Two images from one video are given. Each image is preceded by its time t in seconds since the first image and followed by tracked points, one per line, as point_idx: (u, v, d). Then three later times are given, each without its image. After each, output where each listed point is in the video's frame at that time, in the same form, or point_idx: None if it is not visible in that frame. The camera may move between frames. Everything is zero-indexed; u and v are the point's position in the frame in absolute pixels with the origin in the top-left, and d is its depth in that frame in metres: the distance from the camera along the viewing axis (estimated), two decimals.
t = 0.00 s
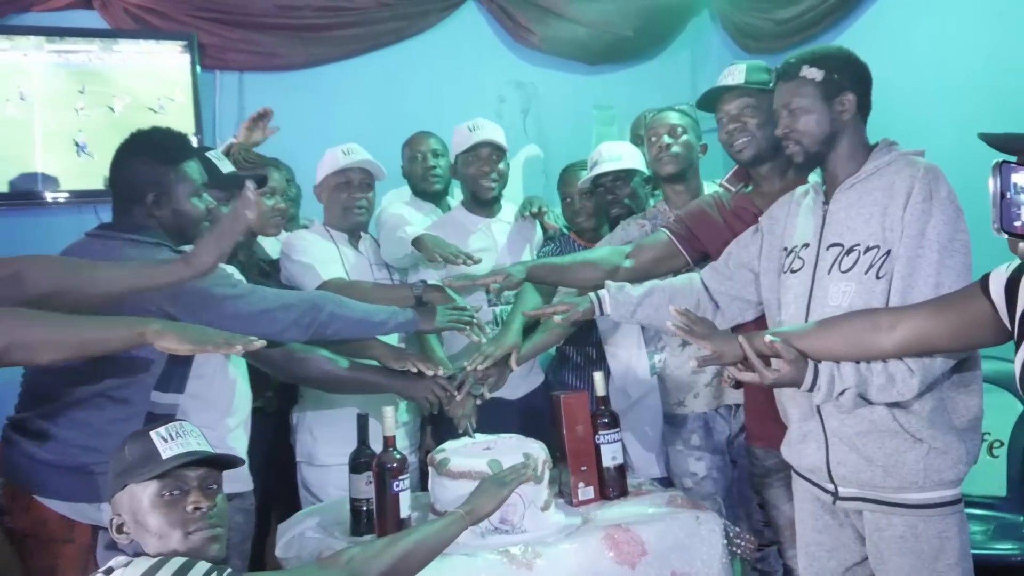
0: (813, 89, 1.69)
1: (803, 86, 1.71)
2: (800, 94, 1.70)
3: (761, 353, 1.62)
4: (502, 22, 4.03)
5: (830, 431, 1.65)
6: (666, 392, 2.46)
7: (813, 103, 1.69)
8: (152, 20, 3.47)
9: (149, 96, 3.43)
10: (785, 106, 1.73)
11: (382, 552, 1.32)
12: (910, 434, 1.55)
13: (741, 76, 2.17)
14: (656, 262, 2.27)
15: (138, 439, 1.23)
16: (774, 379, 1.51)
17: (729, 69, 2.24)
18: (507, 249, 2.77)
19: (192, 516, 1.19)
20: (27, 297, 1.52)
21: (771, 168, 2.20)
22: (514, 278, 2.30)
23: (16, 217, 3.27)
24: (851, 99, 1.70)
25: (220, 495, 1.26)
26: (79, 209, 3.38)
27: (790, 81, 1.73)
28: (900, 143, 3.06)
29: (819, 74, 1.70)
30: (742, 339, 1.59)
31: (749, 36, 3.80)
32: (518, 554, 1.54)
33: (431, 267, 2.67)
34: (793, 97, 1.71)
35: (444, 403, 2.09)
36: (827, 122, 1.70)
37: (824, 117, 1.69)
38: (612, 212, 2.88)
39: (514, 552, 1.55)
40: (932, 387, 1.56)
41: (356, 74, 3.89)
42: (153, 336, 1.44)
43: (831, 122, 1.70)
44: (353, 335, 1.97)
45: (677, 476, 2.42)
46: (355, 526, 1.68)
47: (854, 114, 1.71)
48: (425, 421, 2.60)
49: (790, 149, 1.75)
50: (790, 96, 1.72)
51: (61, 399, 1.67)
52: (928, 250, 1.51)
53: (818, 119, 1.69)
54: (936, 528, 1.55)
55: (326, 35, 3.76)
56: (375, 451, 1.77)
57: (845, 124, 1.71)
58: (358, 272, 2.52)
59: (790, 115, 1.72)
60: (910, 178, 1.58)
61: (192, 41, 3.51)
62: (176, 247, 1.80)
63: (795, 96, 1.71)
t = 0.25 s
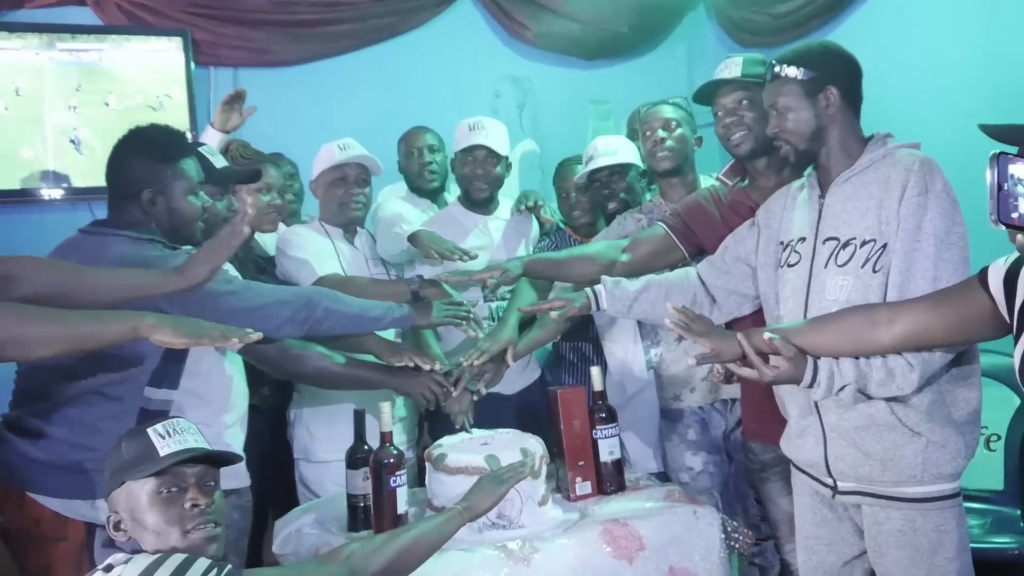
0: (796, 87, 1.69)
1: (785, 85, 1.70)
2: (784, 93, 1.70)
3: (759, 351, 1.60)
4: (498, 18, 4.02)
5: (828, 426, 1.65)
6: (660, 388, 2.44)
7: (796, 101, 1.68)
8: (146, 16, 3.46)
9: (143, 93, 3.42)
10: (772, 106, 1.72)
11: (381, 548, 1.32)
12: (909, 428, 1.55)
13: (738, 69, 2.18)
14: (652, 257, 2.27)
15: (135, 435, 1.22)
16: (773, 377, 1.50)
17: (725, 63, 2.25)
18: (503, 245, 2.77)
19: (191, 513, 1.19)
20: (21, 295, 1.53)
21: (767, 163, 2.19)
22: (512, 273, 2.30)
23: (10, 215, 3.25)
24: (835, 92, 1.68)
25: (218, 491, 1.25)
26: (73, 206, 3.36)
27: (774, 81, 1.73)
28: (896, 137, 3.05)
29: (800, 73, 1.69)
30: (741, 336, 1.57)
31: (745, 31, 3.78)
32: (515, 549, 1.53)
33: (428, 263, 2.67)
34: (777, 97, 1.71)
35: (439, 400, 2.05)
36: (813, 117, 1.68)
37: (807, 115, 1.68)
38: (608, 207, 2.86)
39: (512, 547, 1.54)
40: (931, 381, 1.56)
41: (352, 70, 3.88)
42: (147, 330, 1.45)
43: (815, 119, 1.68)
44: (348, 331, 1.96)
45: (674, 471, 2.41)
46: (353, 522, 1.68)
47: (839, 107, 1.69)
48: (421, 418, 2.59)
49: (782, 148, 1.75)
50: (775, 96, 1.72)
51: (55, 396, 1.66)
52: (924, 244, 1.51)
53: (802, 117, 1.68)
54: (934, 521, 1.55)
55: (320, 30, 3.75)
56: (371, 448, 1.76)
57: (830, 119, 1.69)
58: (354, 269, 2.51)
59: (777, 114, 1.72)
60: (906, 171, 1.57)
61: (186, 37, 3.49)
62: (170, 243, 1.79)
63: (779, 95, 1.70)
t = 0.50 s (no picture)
0: (794, 84, 1.67)
1: (782, 82, 1.69)
2: (782, 90, 1.68)
3: (759, 344, 1.59)
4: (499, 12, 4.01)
5: (828, 422, 1.64)
6: (658, 383, 2.44)
7: (794, 97, 1.67)
8: (145, 8, 3.44)
9: (143, 85, 3.41)
10: (769, 104, 1.71)
11: (381, 543, 1.31)
12: (910, 424, 1.54)
13: (738, 64, 2.20)
14: (651, 252, 2.26)
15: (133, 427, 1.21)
16: (773, 372, 1.49)
17: (725, 58, 2.27)
18: (502, 241, 2.76)
19: (190, 507, 1.18)
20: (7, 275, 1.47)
21: (767, 160, 2.19)
22: (511, 269, 2.30)
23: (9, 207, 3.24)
24: (833, 88, 1.67)
25: (217, 484, 1.25)
26: (71, 197, 3.35)
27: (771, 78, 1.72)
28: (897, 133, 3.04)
29: (797, 70, 1.68)
30: (742, 332, 1.56)
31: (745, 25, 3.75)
32: (513, 544, 1.53)
33: (427, 259, 2.66)
34: (775, 94, 1.70)
35: (439, 394, 2.06)
36: (810, 114, 1.67)
37: (805, 113, 1.67)
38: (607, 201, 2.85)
39: (510, 542, 1.53)
40: (931, 377, 1.55)
41: (351, 63, 3.86)
42: (145, 324, 1.43)
43: (813, 116, 1.67)
44: (347, 326, 1.95)
45: (673, 467, 2.41)
46: (351, 516, 1.67)
47: (836, 104, 1.67)
48: (420, 413, 2.59)
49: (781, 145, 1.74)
50: (771, 94, 1.70)
51: (53, 389, 1.65)
52: (925, 239, 1.50)
53: (798, 114, 1.67)
54: (934, 518, 1.54)
55: (319, 23, 3.74)
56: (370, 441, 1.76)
57: (828, 115, 1.68)
58: (354, 264, 2.50)
59: (774, 112, 1.70)
60: (906, 166, 1.56)
61: (186, 29, 3.48)
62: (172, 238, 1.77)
63: (777, 92, 1.69)
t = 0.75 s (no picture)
0: (819, 70, 1.67)
1: (806, 69, 1.69)
2: (805, 77, 1.68)
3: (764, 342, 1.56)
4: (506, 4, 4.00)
5: (832, 420, 1.63)
6: (661, 378, 2.43)
7: (816, 85, 1.67)
8: None
9: (149, 72, 3.40)
10: (787, 90, 1.71)
11: (382, 536, 1.30)
12: (914, 423, 1.53)
13: (743, 58, 2.15)
14: (655, 247, 2.25)
15: (135, 414, 1.21)
16: (778, 368, 1.46)
17: (731, 52, 2.23)
18: (505, 234, 2.75)
19: (193, 496, 1.18)
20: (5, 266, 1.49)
21: (773, 154, 2.16)
22: (514, 262, 2.25)
23: (13, 192, 3.23)
24: (854, 79, 1.67)
25: (218, 473, 1.24)
26: (75, 183, 3.34)
27: (791, 64, 1.71)
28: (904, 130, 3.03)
29: (822, 56, 1.68)
30: (748, 327, 1.54)
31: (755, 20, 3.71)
32: (513, 537, 1.52)
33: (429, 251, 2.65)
34: (796, 80, 1.69)
35: (440, 385, 2.04)
36: (831, 104, 1.67)
37: (827, 101, 1.67)
38: (612, 194, 2.83)
39: (509, 535, 1.53)
40: (936, 376, 1.53)
41: (358, 53, 3.85)
42: (147, 312, 1.42)
43: (833, 105, 1.67)
44: (350, 318, 1.94)
45: (674, 463, 2.40)
46: (350, 507, 1.67)
47: (857, 95, 1.68)
48: (421, 405, 2.59)
49: (794, 133, 1.72)
50: (791, 80, 1.70)
51: (54, 375, 1.65)
52: (933, 236, 1.48)
53: (820, 103, 1.67)
54: (937, 518, 1.53)
55: (326, 12, 3.73)
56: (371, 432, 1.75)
57: (848, 106, 1.68)
58: (357, 253, 2.49)
59: (792, 99, 1.70)
60: (914, 162, 1.55)
61: (192, 16, 3.47)
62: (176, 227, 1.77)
63: (798, 78, 1.68)
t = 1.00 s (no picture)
0: (850, 66, 1.64)
1: (838, 64, 1.65)
2: (834, 72, 1.65)
3: (778, 343, 1.53)
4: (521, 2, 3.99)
5: (845, 426, 1.61)
6: (672, 380, 2.41)
7: (844, 81, 1.64)
8: None
9: (163, 66, 3.40)
10: (814, 86, 1.67)
11: (392, 537, 1.30)
12: (928, 430, 1.51)
13: (757, 60, 2.15)
14: (667, 249, 2.24)
15: (148, 410, 1.21)
16: (792, 371, 1.44)
17: (745, 54, 2.22)
18: (518, 235, 2.73)
19: (204, 493, 1.18)
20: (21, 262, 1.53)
21: (788, 154, 2.15)
22: (526, 266, 2.26)
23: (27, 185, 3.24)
24: (882, 79, 1.66)
25: (230, 470, 1.24)
26: (89, 177, 3.35)
27: (824, 58, 1.68)
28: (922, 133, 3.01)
29: (855, 53, 1.66)
30: (764, 326, 1.52)
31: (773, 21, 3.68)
32: (522, 539, 1.51)
33: (441, 250, 2.64)
34: (824, 76, 1.66)
35: (451, 385, 2.04)
36: (860, 102, 1.64)
37: (855, 98, 1.64)
38: (625, 194, 2.81)
39: (518, 537, 1.52)
40: (952, 383, 1.51)
41: (371, 49, 3.84)
42: (158, 313, 1.42)
43: (862, 103, 1.64)
44: (360, 317, 1.94)
45: (684, 466, 2.38)
46: (359, 505, 1.67)
47: (883, 96, 1.67)
48: (431, 404, 2.59)
49: (820, 130, 1.67)
50: (820, 75, 1.66)
51: (65, 368, 1.66)
52: (951, 241, 1.45)
53: (848, 100, 1.64)
54: (950, 526, 1.51)
55: (341, 8, 3.73)
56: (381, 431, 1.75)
57: (875, 107, 1.67)
58: (368, 252, 2.49)
59: (819, 94, 1.66)
60: (933, 165, 1.52)
61: (207, 11, 3.47)
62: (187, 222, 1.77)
63: (827, 74, 1.65)
